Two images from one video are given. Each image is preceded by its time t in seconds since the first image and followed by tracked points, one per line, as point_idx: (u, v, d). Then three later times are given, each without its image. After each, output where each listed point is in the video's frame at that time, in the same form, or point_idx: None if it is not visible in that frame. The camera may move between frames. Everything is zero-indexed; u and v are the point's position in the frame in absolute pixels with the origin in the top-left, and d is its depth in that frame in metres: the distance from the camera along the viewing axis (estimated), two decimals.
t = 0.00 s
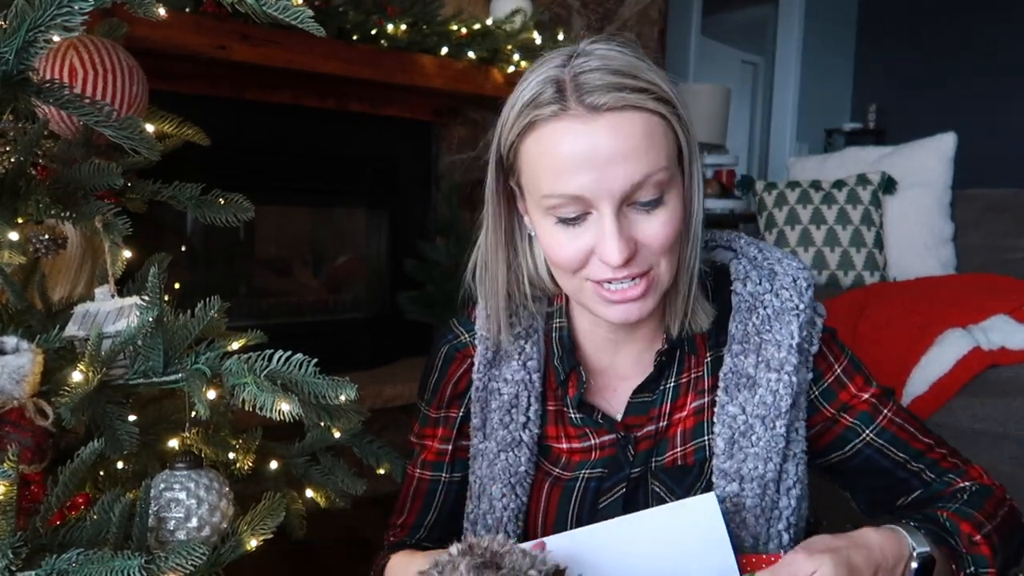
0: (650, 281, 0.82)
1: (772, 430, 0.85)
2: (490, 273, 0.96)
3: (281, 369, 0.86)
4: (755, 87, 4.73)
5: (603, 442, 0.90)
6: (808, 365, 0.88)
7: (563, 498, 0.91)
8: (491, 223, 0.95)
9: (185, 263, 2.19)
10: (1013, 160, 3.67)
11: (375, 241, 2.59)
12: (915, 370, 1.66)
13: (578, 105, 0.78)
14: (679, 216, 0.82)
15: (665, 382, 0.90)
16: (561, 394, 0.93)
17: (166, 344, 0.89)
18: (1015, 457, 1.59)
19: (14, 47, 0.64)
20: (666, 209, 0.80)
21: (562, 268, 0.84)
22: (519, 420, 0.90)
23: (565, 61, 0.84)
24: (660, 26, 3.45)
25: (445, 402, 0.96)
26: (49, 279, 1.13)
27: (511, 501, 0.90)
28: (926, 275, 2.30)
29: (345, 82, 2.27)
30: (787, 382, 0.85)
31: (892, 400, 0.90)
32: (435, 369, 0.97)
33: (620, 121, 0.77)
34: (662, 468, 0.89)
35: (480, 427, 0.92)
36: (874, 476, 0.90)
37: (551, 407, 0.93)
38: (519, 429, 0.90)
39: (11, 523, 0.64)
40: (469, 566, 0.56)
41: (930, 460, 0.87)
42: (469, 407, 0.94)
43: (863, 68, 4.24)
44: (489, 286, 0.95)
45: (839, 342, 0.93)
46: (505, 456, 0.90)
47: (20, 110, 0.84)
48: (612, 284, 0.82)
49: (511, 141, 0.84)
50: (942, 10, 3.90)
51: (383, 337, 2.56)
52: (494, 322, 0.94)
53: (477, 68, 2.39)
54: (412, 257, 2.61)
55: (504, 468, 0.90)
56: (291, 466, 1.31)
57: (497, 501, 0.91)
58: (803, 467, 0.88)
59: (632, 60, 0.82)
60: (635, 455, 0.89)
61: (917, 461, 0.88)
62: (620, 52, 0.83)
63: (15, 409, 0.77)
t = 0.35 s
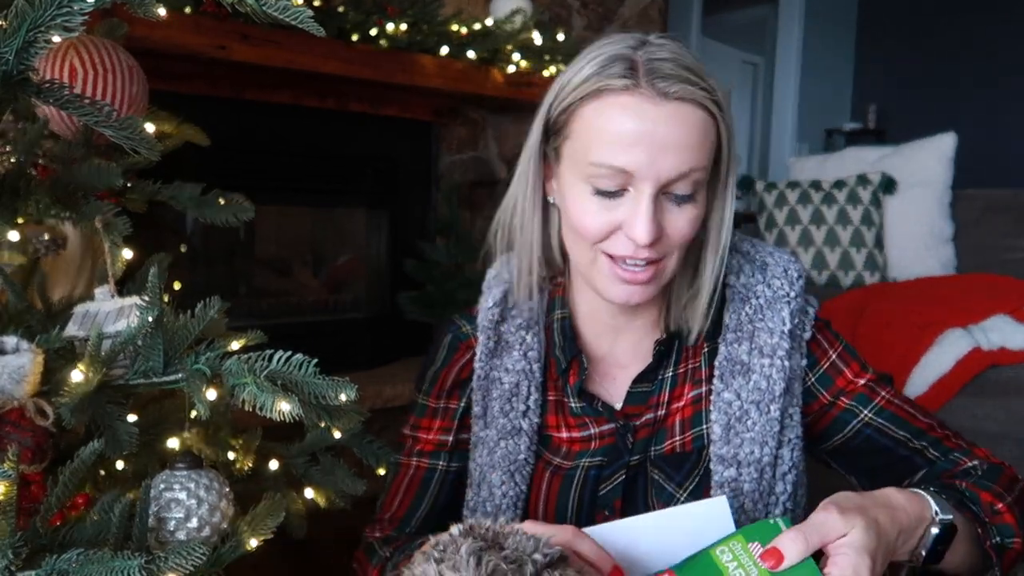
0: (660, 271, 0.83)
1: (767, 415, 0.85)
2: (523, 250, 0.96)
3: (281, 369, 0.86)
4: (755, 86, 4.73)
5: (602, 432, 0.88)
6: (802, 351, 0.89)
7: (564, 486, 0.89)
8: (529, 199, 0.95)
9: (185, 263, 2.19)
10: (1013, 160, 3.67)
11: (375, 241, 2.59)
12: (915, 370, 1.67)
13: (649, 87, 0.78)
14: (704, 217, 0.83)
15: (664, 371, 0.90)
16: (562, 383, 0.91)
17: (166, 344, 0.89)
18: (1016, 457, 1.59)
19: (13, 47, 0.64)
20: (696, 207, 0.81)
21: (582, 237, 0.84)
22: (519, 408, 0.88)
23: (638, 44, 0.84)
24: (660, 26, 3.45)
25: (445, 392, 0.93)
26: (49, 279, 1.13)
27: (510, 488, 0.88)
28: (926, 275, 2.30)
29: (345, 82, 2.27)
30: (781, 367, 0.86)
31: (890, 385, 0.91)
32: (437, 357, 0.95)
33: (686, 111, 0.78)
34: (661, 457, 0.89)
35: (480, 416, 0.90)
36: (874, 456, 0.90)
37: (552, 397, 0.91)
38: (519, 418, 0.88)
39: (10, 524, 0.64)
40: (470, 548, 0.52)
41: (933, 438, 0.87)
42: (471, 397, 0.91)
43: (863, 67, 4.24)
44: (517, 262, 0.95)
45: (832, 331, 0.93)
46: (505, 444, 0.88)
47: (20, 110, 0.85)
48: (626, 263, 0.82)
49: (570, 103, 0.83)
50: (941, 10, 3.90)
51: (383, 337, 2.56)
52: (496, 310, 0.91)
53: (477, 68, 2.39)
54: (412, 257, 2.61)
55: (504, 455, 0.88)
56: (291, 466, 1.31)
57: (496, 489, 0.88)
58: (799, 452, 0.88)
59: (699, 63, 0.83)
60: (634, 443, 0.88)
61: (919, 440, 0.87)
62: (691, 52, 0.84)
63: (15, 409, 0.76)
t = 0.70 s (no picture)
0: (670, 268, 0.83)
1: (763, 411, 0.86)
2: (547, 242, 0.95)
3: (280, 369, 0.86)
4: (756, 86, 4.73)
5: (602, 427, 0.88)
6: (798, 349, 0.90)
7: (563, 482, 0.88)
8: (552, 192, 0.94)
9: (185, 263, 2.19)
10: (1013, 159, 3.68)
11: (375, 241, 2.59)
12: (915, 371, 1.66)
13: (689, 84, 0.78)
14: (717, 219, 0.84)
15: (665, 367, 0.90)
16: (562, 378, 0.91)
17: (166, 344, 0.89)
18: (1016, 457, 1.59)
19: (13, 47, 0.64)
20: (713, 207, 0.81)
21: (597, 225, 0.83)
22: (518, 401, 0.88)
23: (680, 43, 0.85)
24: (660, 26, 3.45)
25: (444, 382, 0.93)
26: (49, 279, 1.13)
27: (508, 481, 0.88)
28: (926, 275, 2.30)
29: (345, 82, 2.27)
30: (776, 363, 0.86)
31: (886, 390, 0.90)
32: (438, 349, 0.95)
33: (723, 112, 0.78)
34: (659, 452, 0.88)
35: (480, 408, 0.90)
36: (862, 458, 0.90)
37: (552, 391, 0.91)
38: (519, 411, 0.88)
39: (10, 524, 0.64)
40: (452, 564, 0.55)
41: (922, 444, 0.86)
42: (473, 390, 0.91)
43: (863, 67, 4.24)
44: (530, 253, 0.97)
45: (829, 332, 0.94)
46: (504, 437, 0.88)
47: (20, 110, 0.84)
48: (638, 255, 0.82)
49: (606, 89, 0.83)
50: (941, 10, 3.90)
51: (383, 336, 2.56)
52: (498, 303, 0.91)
53: (478, 68, 2.39)
54: (412, 257, 2.61)
55: (503, 448, 0.88)
56: (291, 465, 1.31)
57: (495, 481, 0.88)
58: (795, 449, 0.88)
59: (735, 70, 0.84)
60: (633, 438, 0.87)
61: (908, 445, 0.87)
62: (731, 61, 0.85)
63: (15, 409, 0.76)
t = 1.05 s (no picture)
0: (674, 277, 0.83)
1: (776, 421, 0.86)
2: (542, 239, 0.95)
3: (280, 369, 0.86)
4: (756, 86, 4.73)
5: (606, 430, 0.88)
6: (810, 363, 0.89)
7: (565, 485, 0.88)
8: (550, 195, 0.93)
9: (185, 263, 2.19)
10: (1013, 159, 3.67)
11: (375, 241, 2.59)
12: (915, 371, 1.67)
13: (686, 96, 0.77)
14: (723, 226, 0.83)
15: (670, 372, 0.90)
16: (566, 380, 0.91)
17: (166, 344, 0.89)
18: (1016, 457, 1.59)
19: (13, 47, 0.64)
20: (717, 216, 0.81)
21: (600, 237, 0.83)
22: (521, 405, 0.88)
23: (677, 49, 0.84)
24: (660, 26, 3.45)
25: (449, 390, 0.93)
26: (49, 279, 1.13)
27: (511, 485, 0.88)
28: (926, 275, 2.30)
29: (345, 82, 2.27)
30: (792, 374, 0.86)
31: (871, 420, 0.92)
32: (440, 355, 0.94)
33: (721, 124, 0.77)
34: (665, 457, 0.88)
35: (482, 411, 0.89)
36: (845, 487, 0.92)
37: (556, 394, 0.91)
38: (522, 414, 0.88)
39: (10, 524, 0.64)
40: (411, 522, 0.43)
41: (899, 479, 0.89)
42: (474, 393, 0.91)
43: (863, 67, 4.24)
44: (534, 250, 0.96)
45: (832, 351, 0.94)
46: (507, 440, 0.88)
47: (20, 110, 0.84)
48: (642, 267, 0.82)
49: (604, 101, 0.82)
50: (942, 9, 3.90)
51: (383, 337, 2.56)
52: (501, 306, 0.91)
53: (478, 68, 2.39)
54: (412, 257, 2.61)
55: (506, 451, 0.88)
56: (291, 465, 1.31)
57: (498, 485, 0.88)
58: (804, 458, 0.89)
59: (735, 74, 0.83)
60: (637, 442, 0.87)
61: (887, 479, 0.90)
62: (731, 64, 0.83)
63: (15, 409, 0.76)
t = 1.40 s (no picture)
0: (686, 283, 0.84)
1: (788, 427, 0.86)
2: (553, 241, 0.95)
3: (281, 369, 0.86)
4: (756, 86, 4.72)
5: (614, 431, 0.88)
6: (822, 369, 0.89)
7: (573, 485, 0.88)
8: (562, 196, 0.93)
9: (185, 263, 2.19)
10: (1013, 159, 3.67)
11: (375, 241, 2.59)
12: (915, 371, 1.67)
13: (702, 106, 0.76)
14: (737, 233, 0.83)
15: (680, 374, 0.90)
16: (575, 381, 0.90)
17: (167, 344, 0.89)
18: (1016, 458, 1.60)
19: (13, 47, 0.64)
20: (730, 225, 0.81)
21: (613, 242, 0.83)
22: (530, 405, 0.87)
23: (694, 55, 0.83)
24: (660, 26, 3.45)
25: (457, 391, 0.93)
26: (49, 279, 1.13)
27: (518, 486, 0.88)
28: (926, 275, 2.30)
29: (345, 82, 2.27)
30: (806, 381, 0.86)
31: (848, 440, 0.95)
32: (449, 356, 0.94)
33: (736, 134, 0.76)
34: (674, 460, 0.88)
35: (491, 411, 0.89)
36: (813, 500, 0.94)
37: (564, 394, 0.90)
38: (530, 414, 0.87)
39: (10, 524, 0.64)
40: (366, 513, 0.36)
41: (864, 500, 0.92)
42: (483, 393, 0.90)
43: (864, 67, 4.24)
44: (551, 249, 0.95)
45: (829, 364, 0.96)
46: (515, 440, 0.87)
47: (20, 110, 0.84)
48: (653, 273, 0.82)
49: (619, 107, 0.82)
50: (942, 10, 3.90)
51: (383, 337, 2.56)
52: (511, 306, 0.90)
53: (478, 68, 2.39)
54: (412, 257, 2.61)
55: (513, 451, 0.87)
56: (291, 465, 1.31)
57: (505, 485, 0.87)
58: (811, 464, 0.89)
59: (752, 81, 0.82)
60: (645, 443, 0.87)
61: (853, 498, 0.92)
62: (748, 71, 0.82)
63: (15, 409, 0.77)
